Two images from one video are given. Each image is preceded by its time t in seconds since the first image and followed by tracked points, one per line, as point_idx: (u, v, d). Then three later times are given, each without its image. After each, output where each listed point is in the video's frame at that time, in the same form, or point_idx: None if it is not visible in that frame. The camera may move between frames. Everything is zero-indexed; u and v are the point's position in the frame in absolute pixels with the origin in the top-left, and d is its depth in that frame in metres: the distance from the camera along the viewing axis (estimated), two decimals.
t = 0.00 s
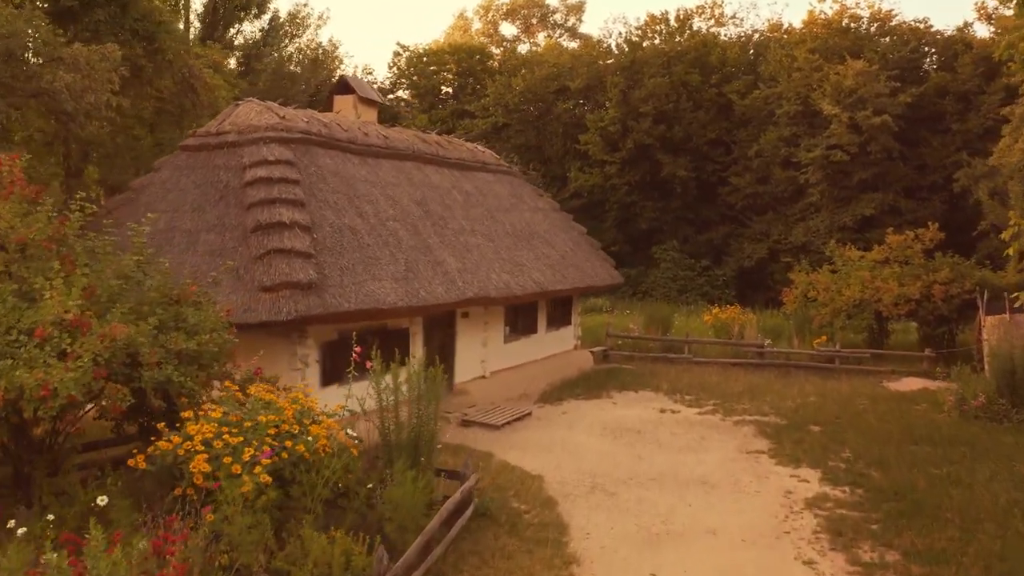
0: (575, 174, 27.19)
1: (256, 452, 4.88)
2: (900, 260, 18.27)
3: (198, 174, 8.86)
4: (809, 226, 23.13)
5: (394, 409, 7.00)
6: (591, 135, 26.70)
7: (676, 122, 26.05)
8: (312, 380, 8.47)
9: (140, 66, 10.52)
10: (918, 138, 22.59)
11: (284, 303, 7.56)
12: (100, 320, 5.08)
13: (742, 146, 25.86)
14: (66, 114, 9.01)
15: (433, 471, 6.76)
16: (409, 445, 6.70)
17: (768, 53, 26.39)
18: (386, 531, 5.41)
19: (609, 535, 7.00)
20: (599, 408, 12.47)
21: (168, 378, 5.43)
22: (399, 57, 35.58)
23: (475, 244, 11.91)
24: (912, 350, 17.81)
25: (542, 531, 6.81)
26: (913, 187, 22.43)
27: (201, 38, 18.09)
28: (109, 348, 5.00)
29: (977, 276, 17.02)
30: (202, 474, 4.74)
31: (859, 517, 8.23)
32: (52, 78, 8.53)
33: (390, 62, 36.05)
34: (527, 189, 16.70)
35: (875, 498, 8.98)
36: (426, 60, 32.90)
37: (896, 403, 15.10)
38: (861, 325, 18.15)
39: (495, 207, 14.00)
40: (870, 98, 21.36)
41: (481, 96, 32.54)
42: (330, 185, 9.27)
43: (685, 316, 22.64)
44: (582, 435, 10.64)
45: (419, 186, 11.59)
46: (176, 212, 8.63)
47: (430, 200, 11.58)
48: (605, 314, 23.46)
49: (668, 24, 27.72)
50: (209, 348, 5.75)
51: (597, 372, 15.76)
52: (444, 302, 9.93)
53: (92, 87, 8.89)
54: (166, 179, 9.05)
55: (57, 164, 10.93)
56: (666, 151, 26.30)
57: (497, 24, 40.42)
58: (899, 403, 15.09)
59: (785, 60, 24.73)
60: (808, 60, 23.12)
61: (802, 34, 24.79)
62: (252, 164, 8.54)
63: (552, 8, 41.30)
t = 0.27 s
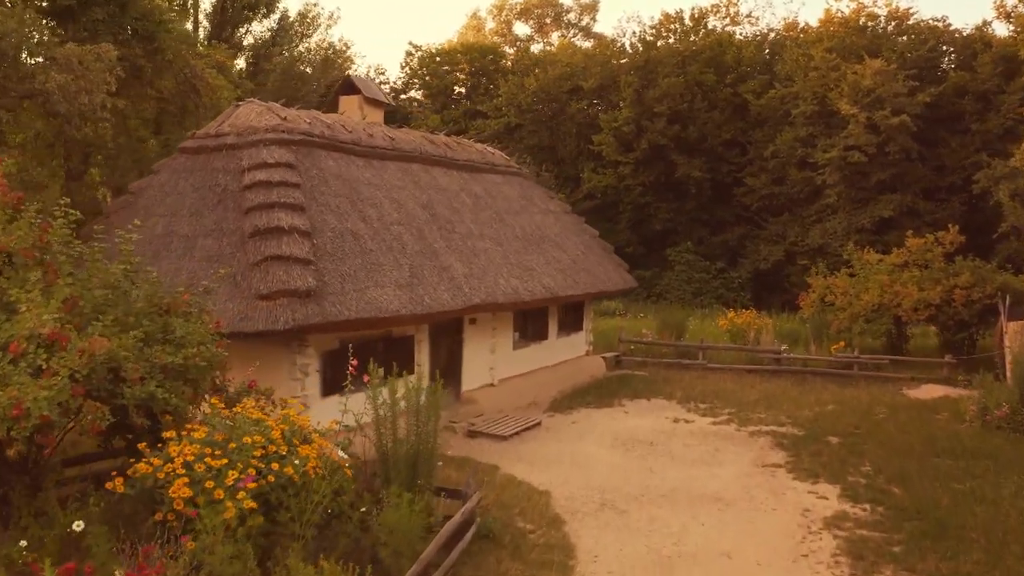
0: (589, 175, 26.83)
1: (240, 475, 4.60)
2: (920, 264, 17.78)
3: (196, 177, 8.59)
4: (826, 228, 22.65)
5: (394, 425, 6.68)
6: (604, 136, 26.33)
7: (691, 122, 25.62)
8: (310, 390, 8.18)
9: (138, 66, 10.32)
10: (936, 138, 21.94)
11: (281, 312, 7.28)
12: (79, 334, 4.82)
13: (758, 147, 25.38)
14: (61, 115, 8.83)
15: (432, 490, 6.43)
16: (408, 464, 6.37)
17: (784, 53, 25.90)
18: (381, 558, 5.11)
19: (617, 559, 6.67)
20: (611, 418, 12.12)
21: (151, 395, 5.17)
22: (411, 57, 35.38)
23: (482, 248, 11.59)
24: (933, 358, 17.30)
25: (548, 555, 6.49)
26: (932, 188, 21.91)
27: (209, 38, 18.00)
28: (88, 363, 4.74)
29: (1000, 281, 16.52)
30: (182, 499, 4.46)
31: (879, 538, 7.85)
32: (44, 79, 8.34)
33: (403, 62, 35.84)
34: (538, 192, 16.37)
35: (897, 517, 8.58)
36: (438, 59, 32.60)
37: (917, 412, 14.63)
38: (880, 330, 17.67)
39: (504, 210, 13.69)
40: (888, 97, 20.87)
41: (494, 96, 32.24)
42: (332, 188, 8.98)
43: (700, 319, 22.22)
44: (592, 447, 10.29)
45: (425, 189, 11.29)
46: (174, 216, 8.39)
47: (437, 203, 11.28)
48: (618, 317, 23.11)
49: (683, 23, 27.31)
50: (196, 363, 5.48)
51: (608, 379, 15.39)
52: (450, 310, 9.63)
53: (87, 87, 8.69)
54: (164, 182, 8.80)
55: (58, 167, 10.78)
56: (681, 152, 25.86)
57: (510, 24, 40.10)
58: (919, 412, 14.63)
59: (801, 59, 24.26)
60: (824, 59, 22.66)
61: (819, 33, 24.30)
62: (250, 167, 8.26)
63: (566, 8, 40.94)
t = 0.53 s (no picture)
0: (602, 175, 26.46)
1: (220, 503, 4.31)
2: (939, 267, 17.17)
3: (193, 182, 8.33)
4: (843, 230, 22.15)
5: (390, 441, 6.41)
6: (618, 137, 25.97)
7: (706, 122, 25.19)
8: (309, 402, 7.90)
9: (137, 67, 10.14)
10: (955, 138, 21.19)
11: (278, 322, 7.00)
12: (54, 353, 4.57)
13: (774, 147, 24.88)
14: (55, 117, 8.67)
15: (431, 512, 6.11)
16: (406, 484, 6.05)
17: (800, 52, 25.40)
18: None
19: None
20: (623, 429, 11.75)
21: (131, 415, 4.90)
22: (424, 57, 35.18)
23: (490, 253, 11.27)
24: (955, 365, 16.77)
25: None
26: (951, 190, 21.30)
27: (218, 37, 18.02)
28: (62, 382, 4.49)
29: None
30: (159, 529, 4.18)
31: (900, 563, 7.43)
32: (36, 81, 8.17)
33: (416, 62, 35.60)
34: (549, 194, 16.04)
35: (919, 539, 8.15)
36: (451, 59, 32.32)
37: (937, 421, 14.15)
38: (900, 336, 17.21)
39: (513, 213, 13.37)
40: (906, 97, 20.36)
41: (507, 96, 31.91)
42: (334, 192, 8.69)
43: (715, 323, 21.80)
44: (602, 460, 9.95)
45: (431, 193, 10.99)
46: (171, 221, 8.16)
47: (443, 206, 10.97)
48: (631, 321, 22.74)
49: (698, 22, 26.86)
50: (181, 381, 5.20)
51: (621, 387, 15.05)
52: (456, 317, 9.31)
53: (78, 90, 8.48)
54: (161, 187, 8.56)
55: (60, 169, 10.64)
56: (696, 153, 25.42)
57: (524, 23, 39.78)
58: (940, 422, 14.13)
59: (818, 58, 23.78)
60: (841, 58, 22.21)
61: (835, 32, 23.82)
62: (248, 171, 7.97)
63: (580, 7, 40.50)
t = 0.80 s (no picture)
0: (616, 177, 26.07)
1: (198, 536, 4.02)
2: (961, 271, 16.66)
3: (190, 186, 8.08)
4: (861, 233, 21.63)
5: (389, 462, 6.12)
6: (632, 138, 25.59)
7: (721, 123, 24.75)
8: (308, 415, 7.63)
9: (134, 67, 9.92)
10: (975, 139, 20.65)
11: (274, 333, 6.71)
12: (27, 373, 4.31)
13: (791, 148, 24.36)
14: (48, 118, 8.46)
15: (429, 539, 5.79)
16: (403, 509, 5.72)
17: (817, 51, 24.90)
18: None
19: None
20: (635, 441, 11.38)
21: (110, 439, 4.62)
22: (437, 57, 34.95)
23: (499, 259, 10.93)
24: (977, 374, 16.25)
25: None
26: (971, 192, 20.76)
27: (227, 38, 17.98)
28: (35, 404, 4.22)
29: None
30: (132, 564, 3.90)
31: None
32: (26, 82, 7.95)
33: (429, 63, 35.35)
34: (560, 197, 15.70)
35: (940, 562, 7.73)
36: (464, 60, 32.05)
37: (959, 432, 13.68)
38: (920, 342, 16.67)
39: (523, 218, 13.05)
40: (926, 97, 19.87)
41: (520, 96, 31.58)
42: (336, 197, 8.41)
43: (731, 328, 21.35)
44: (611, 475, 9.60)
45: (438, 197, 10.69)
46: (168, 227, 7.93)
47: (450, 211, 10.66)
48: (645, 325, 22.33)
49: (713, 22, 26.41)
50: (165, 401, 4.92)
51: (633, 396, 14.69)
52: (462, 327, 8.99)
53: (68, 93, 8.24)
54: (159, 191, 8.31)
55: (59, 171, 10.45)
56: (712, 153, 24.91)
57: (538, 23, 39.42)
58: (963, 433, 13.65)
59: (836, 57, 23.29)
60: (859, 57, 21.72)
61: (852, 31, 23.35)
62: (246, 175, 7.70)
63: (594, 6, 40.08)
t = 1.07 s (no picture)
0: (630, 178, 25.69)
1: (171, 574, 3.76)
2: (983, 276, 16.16)
3: (188, 192, 7.85)
4: (878, 235, 21.13)
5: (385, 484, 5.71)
6: (647, 139, 25.20)
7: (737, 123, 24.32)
8: (306, 430, 7.35)
9: (133, 68, 9.69)
10: (995, 140, 20.12)
11: (269, 346, 6.44)
12: None
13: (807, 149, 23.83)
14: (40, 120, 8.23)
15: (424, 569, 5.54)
16: (398, 536, 5.43)
17: (834, 50, 24.39)
18: None
19: None
20: (647, 454, 11.02)
21: (86, 464, 4.39)
22: (450, 57, 34.71)
23: (507, 265, 10.62)
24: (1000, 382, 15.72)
25: None
26: (991, 194, 20.23)
27: (237, 40, 17.95)
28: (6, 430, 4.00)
29: None
30: None
31: None
32: (13, 84, 7.73)
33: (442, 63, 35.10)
34: (572, 201, 15.38)
35: None
36: (477, 60, 31.76)
37: (981, 444, 13.21)
38: (940, 348, 16.20)
39: (533, 222, 12.74)
40: (945, 98, 19.37)
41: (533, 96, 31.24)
42: (337, 203, 8.14)
43: (746, 334, 20.91)
44: (621, 491, 9.26)
45: (444, 201, 10.40)
46: (165, 234, 7.70)
47: (457, 216, 10.37)
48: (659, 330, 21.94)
49: (729, 21, 25.96)
50: (147, 424, 4.68)
51: (646, 405, 14.31)
52: (468, 337, 8.69)
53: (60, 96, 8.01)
54: (156, 197, 8.10)
55: (58, 172, 10.19)
56: (727, 155, 24.36)
57: (552, 23, 39.07)
58: (985, 445, 13.17)
59: (852, 57, 22.80)
60: (877, 57, 21.24)
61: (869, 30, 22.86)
62: (243, 181, 7.46)
63: (609, 6, 39.69)
